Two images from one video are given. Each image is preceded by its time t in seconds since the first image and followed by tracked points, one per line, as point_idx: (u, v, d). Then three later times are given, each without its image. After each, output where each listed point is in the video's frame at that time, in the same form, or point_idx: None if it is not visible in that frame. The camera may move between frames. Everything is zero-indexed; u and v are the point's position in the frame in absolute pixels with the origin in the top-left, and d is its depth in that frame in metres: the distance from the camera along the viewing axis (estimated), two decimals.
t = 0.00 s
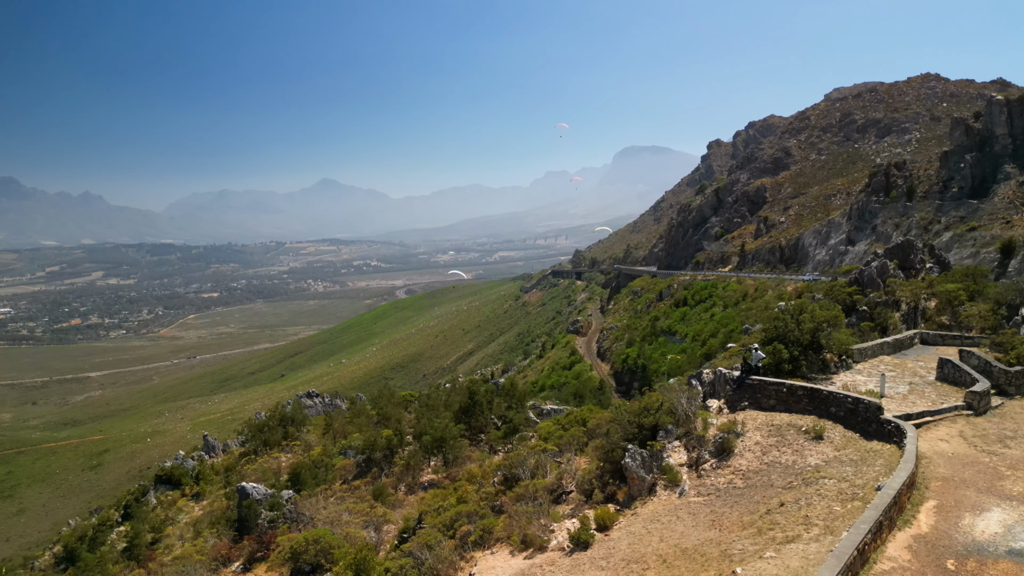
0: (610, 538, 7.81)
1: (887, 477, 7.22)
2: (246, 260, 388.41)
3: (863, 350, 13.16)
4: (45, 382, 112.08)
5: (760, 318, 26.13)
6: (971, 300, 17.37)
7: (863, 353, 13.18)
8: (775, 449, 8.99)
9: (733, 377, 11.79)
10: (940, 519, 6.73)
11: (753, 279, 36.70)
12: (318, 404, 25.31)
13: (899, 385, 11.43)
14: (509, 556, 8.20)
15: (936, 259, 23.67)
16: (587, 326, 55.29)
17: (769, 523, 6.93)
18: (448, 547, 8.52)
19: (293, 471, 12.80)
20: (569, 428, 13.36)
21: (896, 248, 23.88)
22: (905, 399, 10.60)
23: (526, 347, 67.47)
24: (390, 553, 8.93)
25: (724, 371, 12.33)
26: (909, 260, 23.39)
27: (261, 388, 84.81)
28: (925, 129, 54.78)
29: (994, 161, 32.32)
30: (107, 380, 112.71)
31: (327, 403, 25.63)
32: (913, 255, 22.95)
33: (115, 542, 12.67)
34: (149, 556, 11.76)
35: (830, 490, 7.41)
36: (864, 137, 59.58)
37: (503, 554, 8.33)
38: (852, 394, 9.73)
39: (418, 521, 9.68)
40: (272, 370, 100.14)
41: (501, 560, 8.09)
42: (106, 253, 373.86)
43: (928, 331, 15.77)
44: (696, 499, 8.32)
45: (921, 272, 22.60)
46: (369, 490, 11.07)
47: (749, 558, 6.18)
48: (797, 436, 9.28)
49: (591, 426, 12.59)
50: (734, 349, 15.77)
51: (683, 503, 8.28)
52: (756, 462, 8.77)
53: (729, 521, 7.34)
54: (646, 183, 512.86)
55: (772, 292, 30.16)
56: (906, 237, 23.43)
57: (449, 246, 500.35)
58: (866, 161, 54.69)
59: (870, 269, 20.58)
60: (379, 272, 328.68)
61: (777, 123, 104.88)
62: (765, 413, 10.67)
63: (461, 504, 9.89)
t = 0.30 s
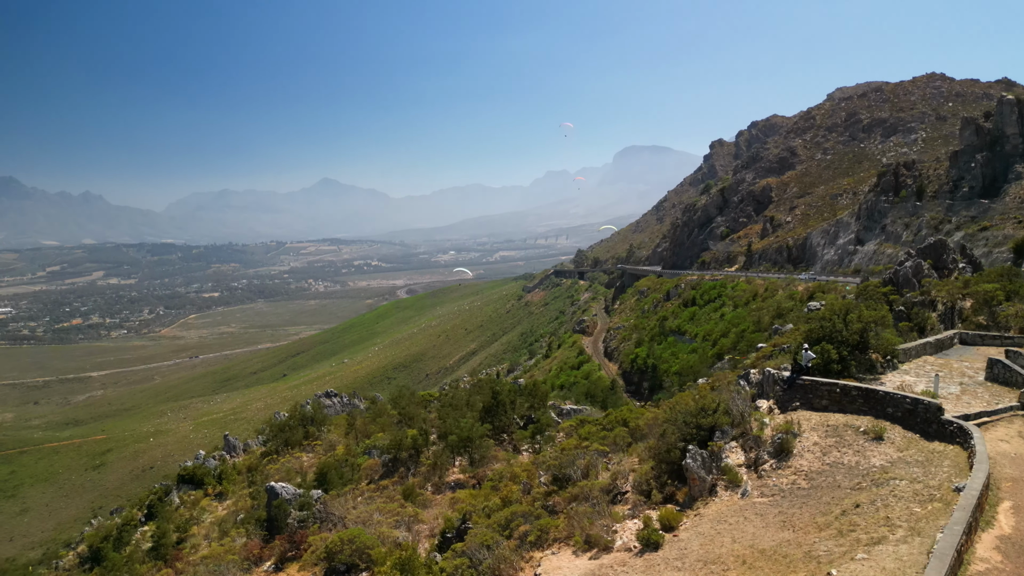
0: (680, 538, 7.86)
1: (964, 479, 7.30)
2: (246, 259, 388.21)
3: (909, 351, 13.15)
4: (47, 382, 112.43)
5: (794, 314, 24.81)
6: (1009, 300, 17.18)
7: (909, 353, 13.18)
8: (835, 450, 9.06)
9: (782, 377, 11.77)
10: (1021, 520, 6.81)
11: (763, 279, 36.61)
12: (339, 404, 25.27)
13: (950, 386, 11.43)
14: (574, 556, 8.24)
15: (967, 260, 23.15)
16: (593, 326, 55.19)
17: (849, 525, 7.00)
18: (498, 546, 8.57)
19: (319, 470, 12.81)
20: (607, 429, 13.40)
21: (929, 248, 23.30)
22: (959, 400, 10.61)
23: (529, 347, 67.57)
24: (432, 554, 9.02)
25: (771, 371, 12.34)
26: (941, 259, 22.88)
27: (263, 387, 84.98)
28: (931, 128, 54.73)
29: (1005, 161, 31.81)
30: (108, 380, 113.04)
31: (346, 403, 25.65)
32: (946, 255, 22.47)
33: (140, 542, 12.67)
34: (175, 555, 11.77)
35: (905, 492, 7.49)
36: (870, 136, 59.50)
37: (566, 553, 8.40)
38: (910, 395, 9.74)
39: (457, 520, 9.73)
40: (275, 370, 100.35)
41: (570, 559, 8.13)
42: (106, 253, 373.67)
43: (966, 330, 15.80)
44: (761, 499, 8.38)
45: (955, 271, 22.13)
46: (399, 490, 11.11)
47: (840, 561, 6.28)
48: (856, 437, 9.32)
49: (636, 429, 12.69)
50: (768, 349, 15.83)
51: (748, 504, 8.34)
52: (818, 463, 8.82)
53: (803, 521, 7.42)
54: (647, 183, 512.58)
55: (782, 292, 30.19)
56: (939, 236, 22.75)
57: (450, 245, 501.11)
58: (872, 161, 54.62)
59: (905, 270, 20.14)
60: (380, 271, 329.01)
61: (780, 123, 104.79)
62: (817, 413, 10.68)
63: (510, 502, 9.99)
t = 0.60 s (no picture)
0: (757, 539, 7.89)
1: None
2: (246, 259, 388.07)
3: (959, 351, 13.12)
4: (49, 381, 112.88)
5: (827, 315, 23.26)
6: None
7: (959, 354, 13.14)
8: (902, 451, 9.15)
9: (837, 377, 11.89)
10: None
11: (774, 278, 36.52)
12: (359, 403, 25.19)
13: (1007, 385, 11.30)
14: (644, 557, 8.23)
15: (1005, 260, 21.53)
16: (599, 326, 55.18)
17: (937, 526, 7.07)
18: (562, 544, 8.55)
19: (346, 470, 12.81)
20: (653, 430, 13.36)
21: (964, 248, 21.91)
22: (1018, 399, 10.52)
23: (532, 347, 67.69)
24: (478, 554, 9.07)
25: (825, 371, 12.48)
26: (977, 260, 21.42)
27: (265, 387, 85.17)
28: (937, 128, 54.65)
29: (1017, 160, 31.34)
30: (110, 379, 113.47)
31: (366, 403, 25.63)
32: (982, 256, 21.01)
33: (167, 542, 12.69)
34: (205, 555, 11.79)
35: (986, 492, 7.54)
36: (876, 136, 59.39)
37: (633, 554, 8.42)
38: (974, 396, 9.76)
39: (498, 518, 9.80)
40: (277, 369, 100.57)
41: (641, 559, 8.15)
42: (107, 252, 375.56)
43: (1008, 330, 15.71)
44: (833, 500, 8.43)
45: (993, 271, 20.77)
46: (432, 491, 11.14)
47: (942, 562, 6.33)
48: (922, 437, 9.37)
49: (685, 429, 12.68)
50: (801, 350, 15.91)
51: (820, 504, 8.40)
52: (886, 464, 8.90)
53: (886, 523, 7.50)
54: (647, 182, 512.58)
55: (794, 292, 30.16)
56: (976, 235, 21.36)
57: (450, 245, 502.03)
58: (878, 160, 54.53)
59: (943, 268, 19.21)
60: (380, 271, 329.51)
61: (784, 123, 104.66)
62: (875, 413, 10.75)
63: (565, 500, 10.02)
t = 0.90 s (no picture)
0: (841, 540, 7.85)
1: None
2: (246, 259, 388.43)
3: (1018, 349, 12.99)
4: (51, 381, 113.18)
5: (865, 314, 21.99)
6: None
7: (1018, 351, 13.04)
8: (977, 452, 9.17)
9: (898, 378, 11.99)
10: None
11: (786, 278, 36.44)
12: (380, 403, 25.18)
13: None
14: (722, 557, 8.19)
15: None
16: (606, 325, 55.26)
17: None
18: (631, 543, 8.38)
19: (377, 470, 12.79)
20: (704, 430, 13.39)
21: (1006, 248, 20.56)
22: None
23: (535, 348, 67.79)
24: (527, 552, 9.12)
25: (883, 371, 12.59)
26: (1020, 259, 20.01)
27: (267, 386, 85.34)
28: (944, 128, 54.58)
29: None
30: (112, 378, 113.78)
31: (388, 402, 25.63)
32: None
33: (198, 541, 12.74)
34: (238, 555, 11.83)
35: None
36: (882, 136, 59.31)
37: (709, 555, 8.36)
38: None
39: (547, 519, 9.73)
40: (278, 369, 100.79)
41: (718, 559, 8.09)
42: (108, 252, 376.72)
43: None
44: (911, 501, 8.41)
45: None
46: (468, 489, 11.18)
47: None
48: (995, 438, 9.43)
49: (739, 429, 12.67)
50: (839, 350, 16.05)
51: (898, 506, 8.38)
52: (962, 465, 8.91)
53: (971, 523, 7.51)
54: (648, 182, 512.57)
55: (806, 292, 30.14)
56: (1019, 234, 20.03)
57: (450, 245, 503.01)
58: (885, 160, 54.47)
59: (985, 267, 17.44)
60: (381, 271, 329.99)
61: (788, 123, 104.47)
62: (942, 414, 10.85)
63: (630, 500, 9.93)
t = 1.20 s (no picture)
0: (934, 541, 7.57)
1: None
2: (246, 259, 388.75)
3: None
4: (53, 381, 113.35)
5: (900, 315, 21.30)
6: None
7: None
8: None
9: (963, 378, 11.86)
10: None
11: (798, 278, 36.33)
12: (402, 402, 25.18)
13: None
14: (806, 557, 8.09)
15: None
16: (613, 325, 55.22)
17: None
18: (706, 545, 8.16)
19: (409, 469, 12.78)
20: (760, 431, 13.34)
21: None
22: None
23: (539, 348, 67.81)
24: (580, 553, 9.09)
25: (946, 372, 12.48)
26: None
27: (269, 386, 85.39)
28: (952, 128, 54.45)
29: None
30: (113, 378, 113.79)
31: (411, 402, 25.64)
32: None
33: (230, 540, 12.76)
34: (272, 556, 11.85)
35: None
36: (889, 136, 59.19)
37: (791, 555, 8.27)
38: None
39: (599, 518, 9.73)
40: (280, 368, 100.87)
41: (805, 560, 7.98)
42: (108, 251, 377.10)
43: None
44: (998, 502, 8.11)
45: None
46: (506, 489, 11.14)
47: None
48: None
49: (798, 429, 12.57)
50: (882, 349, 15.87)
51: (982, 506, 8.11)
52: None
53: None
54: (648, 182, 512.19)
55: (820, 292, 30.05)
56: None
57: (451, 245, 503.36)
58: (893, 160, 54.36)
59: None
60: (382, 270, 330.11)
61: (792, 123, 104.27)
62: (1013, 414, 10.69)
63: (701, 503, 9.78)
